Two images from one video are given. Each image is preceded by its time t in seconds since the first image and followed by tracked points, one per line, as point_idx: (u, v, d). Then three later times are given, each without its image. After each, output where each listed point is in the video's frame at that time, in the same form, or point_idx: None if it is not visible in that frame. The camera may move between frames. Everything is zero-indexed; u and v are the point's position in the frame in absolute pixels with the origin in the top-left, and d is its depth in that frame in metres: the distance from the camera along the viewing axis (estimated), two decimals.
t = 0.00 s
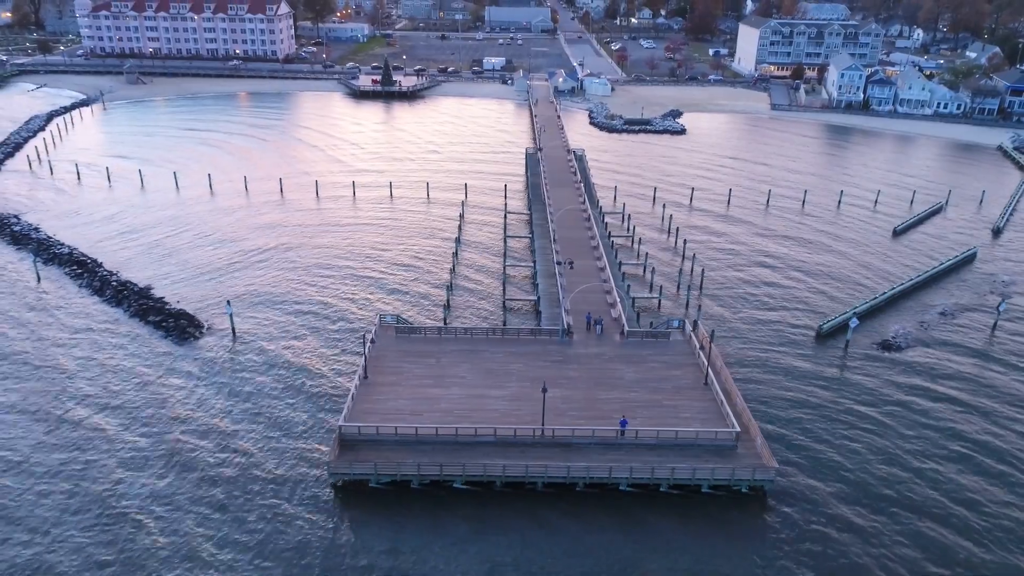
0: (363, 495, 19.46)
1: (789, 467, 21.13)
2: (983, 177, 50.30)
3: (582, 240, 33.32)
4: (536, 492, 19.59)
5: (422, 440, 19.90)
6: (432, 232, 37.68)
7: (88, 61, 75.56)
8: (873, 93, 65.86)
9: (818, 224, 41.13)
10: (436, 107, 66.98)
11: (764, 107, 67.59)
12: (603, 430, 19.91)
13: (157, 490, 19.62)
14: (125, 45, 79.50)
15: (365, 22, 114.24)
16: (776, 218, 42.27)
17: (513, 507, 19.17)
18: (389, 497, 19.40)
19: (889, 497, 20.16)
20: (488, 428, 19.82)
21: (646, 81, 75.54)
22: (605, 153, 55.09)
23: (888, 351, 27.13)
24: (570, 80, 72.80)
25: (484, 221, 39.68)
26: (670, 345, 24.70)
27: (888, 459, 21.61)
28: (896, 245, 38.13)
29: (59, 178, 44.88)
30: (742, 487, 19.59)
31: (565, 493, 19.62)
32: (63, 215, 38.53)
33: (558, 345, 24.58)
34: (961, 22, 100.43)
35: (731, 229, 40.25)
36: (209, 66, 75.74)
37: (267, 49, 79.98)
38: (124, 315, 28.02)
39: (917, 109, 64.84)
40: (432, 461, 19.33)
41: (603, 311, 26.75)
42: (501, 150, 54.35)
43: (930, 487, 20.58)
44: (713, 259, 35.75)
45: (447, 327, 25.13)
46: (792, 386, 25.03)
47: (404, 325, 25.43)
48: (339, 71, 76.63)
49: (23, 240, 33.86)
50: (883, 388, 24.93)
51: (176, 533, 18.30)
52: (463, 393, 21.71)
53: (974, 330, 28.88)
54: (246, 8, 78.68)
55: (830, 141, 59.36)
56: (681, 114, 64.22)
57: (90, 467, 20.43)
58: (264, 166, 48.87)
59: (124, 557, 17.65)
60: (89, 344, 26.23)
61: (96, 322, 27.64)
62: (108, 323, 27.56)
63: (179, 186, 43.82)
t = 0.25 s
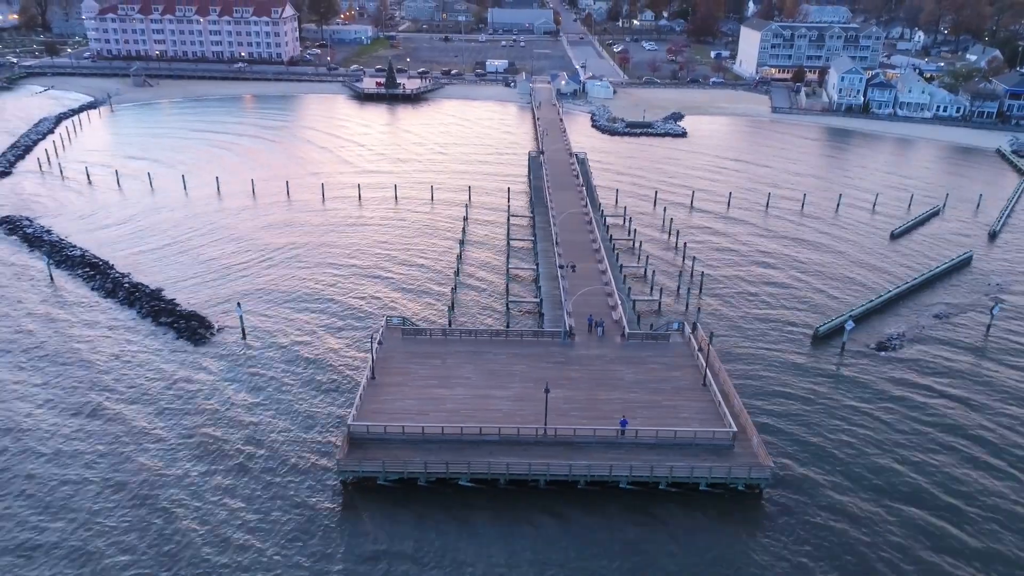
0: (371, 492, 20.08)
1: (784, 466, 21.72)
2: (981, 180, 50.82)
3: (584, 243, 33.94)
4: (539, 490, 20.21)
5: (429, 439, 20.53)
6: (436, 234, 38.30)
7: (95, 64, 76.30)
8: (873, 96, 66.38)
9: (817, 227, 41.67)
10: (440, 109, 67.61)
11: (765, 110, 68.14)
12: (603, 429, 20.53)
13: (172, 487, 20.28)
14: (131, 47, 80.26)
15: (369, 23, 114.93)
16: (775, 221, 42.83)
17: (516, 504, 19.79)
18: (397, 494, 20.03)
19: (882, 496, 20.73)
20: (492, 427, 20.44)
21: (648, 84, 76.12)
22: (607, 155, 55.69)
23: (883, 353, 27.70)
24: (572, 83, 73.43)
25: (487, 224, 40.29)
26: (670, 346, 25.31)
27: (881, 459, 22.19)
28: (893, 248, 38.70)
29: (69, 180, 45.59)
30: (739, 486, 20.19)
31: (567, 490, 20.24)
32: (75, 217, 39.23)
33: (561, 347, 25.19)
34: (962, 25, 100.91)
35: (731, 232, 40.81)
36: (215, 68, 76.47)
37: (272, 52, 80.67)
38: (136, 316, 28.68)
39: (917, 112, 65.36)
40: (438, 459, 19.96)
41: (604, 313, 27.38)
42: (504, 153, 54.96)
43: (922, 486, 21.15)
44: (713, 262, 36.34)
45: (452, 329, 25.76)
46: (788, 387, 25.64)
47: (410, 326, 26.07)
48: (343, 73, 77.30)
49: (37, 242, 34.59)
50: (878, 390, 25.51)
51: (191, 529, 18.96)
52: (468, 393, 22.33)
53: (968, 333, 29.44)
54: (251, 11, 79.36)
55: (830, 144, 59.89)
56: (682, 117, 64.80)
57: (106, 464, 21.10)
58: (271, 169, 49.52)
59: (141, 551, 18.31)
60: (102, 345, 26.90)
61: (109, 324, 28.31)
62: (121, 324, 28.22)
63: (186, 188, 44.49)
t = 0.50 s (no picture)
0: (379, 489, 20.65)
1: (781, 463, 22.23)
2: (979, 183, 51.29)
3: (585, 246, 34.50)
4: (541, 488, 20.78)
5: (434, 438, 21.11)
6: (439, 237, 38.84)
7: (101, 66, 76.92)
8: (873, 99, 66.90)
9: (815, 230, 42.17)
10: (442, 112, 68.19)
11: (765, 113, 68.68)
12: (604, 429, 21.10)
13: (184, 485, 20.84)
14: (136, 50, 80.88)
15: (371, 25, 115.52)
16: (774, 223, 43.33)
17: (519, 502, 20.34)
18: (403, 491, 20.60)
19: (877, 494, 21.24)
20: (496, 427, 21.02)
21: (649, 87, 76.66)
22: (608, 158, 56.23)
23: (879, 354, 28.21)
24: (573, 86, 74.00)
25: (490, 227, 40.82)
26: (669, 348, 25.89)
27: (875, 457, 22.71)
28: (890, 250, 39.23)
29: (77, 183, 46.16)
30: (736, 484, 20.73)
31: (569, 488, 20.81)
32: (83, 220, 39.77)
33: (563, 348, 25.78)
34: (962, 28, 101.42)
35: (730, 234, 41.32)
36: (220, 71, 77.10)
37: (275, 54, 81.34)
38: (147, 318, 29.26)
39: (916, 115, 65.88)
40: (444, 458, 20.53)
41: (605, 315, 27.95)
42: (506, 156, 55.54)
43: (916, 484, 21.64)
44: (712, 264, 36.87)
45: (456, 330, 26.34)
46: (785, 387, 26.12)
47: (415, 328, 26.63)
48: (346, 76, 77.92)
49: (48, 245, 35.20)
50: (873, 390, 26.00)
51: (204, 525, 19.51)
52: (472, 394, 22.91)
53: (963, 335, 29.93)
54: (255, 14, 80.01)
55: (829, 147, 60.41)
56: (683, 120, 65.35)
57: (120, 463, 21.66)
58: (276, 172, 50.09)
59: (156, 546, 18.87)
60: (114, 346, 27.48)
61: (121, 325, 28.89)
62: (132, 326, 28.79)
63: (193, 191, 45.07)
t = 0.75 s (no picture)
0: (386, 487, 21.31)
1: (776, 462, 22.86)
2: (975, 187, 51.89)
3: (586, 250, 35.15)
4: (544, 485, 21.43)
5: (440, 437, 21.77)
6: (443, 240, 39.48)
7: (107, 69, 77.67)
8: (872, 102, 67.53)
9: (813, 233, 42.76)
10: (445, 115, 68.86)
11: (764, 116, 69.32)
12: (605, 429, 21.76)
13: (197, 483, 21.47)
14: (141, 53, 81.64)
15: (374, 28, 116.28)
16: (773, 226, 43.93)
17: (522, 499, 20.98)
18: (410, 489, 21.25)
19: (869, 493, 21.85)
20: (500, 426, 21.68)
21: (649, 90, 77.30)
22: (609, 161, 56.86)
23: (874, 356, 28.82)
24: (575, 89, 74.67)
25: (493, 230, 41.45)
26: (668, 350, 26.55)
27: (869, 457, 23.33)
28: (887, 253, 39.84)
29: (86, 186, 46.85)
30: (732, 482, 21.36)
31: (570, 486, 21.45)
32: (93, 223, 40.46)
33: (564, 350, 26.44)
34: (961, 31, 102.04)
35: (729, 237, 41.92)
36: (224, 74, 77.82)
37: (279, 57, 82.11)
38: (158, 320, 29.95)
39: (914, 118, 66.50)
40: (450, 457, 21.19)
41: (606, 318, 28.60)
42: (508, 159, 56.19)
43: (908, 484, 22.25)
44: (711, 267, 37.48)
45: (460, 333, 27.00)
46: (782, 388, 26.74)
47: (421, 330, 27.30)
48: (350, 79, 78.64)
49: (59, 248, 35.89)
50: (867, 391, 26.63)
51: (217, 521, 20.14)
52: (476, 394, 23.58)
53: (957, 337, 30.54)
54: (259, 17, 80.80)
55: (827, 150, 61.05)
56: (683, 123, 66.00)
57: (134, 460, 22.29)
58: (281, 175, 50.74)
59: (171, 541, 19.49)
60: (125, 348, 28.13)
61: (133, 327, 29.56)
62: (143, 328, 29.47)
63: (201, 194, 45.74)
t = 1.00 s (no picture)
0: (393, 484, 21.93)
1: (772, 460, 23.44)
2: (972, 189, 52.47)
3: (587, 253, 35.79)
4: (546, 483, 22.05)
5: (445, 435, 22.40)
6: (446, 242, 40.08)
7: (112, 71, 78.33)
8: (870, 105, 68.14)
9: (811, 234, 43.31)
10: (447, 117, 69.51)
11: (763, 119, 69.95)
12: (606, 428, 22.39)
13: (208, 480, 22.05)
14: (146, 56, 82.36)
15: (376, 30, 116.99)
16: (771, 228, 44.50)
17: (526, 495, 21.59)
18: (416, 486, 21.88)
19: (863, 490, 22.37)
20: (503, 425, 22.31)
21: (650, 92, 77.94)
22: (609, 164, 57.48)
23: (868, 356, 29.40)
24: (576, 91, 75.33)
25: (495, 232, 42.05)
26: (668, 351, 27.18)
27: (863, 454, 23.88)
28: (883, 255, 40.41)
29: (94, 189, 47.51)
30: (729, 480, 21.95)
31: (572, 483, 22.06)
32: (102, 225, 41.11)
33: (566, 351, 27.08)
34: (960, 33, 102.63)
35: (728, 239, 42.49)
36: (228, 77, 78.52)
37: (283, 60, 82.85)
38: (168, 322, 30.60)
39: (912, 121, 67.10)
40: (455, 455, 21.83)
41: (606, 319, 29.24)
42: (510, 161, 56.82)
43: (900, 481, 22.80)
44: (710, 268, 38.06)
45: (464, 334, 27.64)
46: (778, 388, 27.33)
47: (426, 331, 27.93)
48: (353, 81, 79.32)
49: (70, 250, 36.54)
50: (862, 391, 27.21)
51: (228, 517, 20.74)
52: (480, 394, 24.22)
53: (950, 338, 31.13)
54: (263, 20, 81.53)
55: (826, 153, 61.65)
56: (683, 126, 66.60)
57: (147, 458, 22.90)
58: (285, 176, 51.36)
59: (184, 537, 20.11)
60: (136, 348, 28.76)
61: (144, 328, 30.19)
62: (154, 329, 30.10)
63: (207, 196, 46.37)
